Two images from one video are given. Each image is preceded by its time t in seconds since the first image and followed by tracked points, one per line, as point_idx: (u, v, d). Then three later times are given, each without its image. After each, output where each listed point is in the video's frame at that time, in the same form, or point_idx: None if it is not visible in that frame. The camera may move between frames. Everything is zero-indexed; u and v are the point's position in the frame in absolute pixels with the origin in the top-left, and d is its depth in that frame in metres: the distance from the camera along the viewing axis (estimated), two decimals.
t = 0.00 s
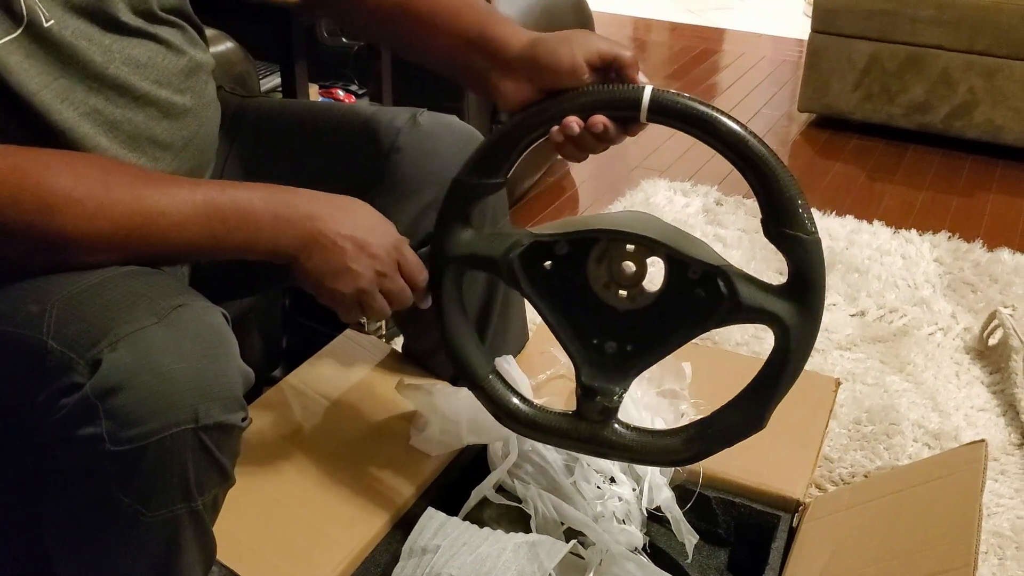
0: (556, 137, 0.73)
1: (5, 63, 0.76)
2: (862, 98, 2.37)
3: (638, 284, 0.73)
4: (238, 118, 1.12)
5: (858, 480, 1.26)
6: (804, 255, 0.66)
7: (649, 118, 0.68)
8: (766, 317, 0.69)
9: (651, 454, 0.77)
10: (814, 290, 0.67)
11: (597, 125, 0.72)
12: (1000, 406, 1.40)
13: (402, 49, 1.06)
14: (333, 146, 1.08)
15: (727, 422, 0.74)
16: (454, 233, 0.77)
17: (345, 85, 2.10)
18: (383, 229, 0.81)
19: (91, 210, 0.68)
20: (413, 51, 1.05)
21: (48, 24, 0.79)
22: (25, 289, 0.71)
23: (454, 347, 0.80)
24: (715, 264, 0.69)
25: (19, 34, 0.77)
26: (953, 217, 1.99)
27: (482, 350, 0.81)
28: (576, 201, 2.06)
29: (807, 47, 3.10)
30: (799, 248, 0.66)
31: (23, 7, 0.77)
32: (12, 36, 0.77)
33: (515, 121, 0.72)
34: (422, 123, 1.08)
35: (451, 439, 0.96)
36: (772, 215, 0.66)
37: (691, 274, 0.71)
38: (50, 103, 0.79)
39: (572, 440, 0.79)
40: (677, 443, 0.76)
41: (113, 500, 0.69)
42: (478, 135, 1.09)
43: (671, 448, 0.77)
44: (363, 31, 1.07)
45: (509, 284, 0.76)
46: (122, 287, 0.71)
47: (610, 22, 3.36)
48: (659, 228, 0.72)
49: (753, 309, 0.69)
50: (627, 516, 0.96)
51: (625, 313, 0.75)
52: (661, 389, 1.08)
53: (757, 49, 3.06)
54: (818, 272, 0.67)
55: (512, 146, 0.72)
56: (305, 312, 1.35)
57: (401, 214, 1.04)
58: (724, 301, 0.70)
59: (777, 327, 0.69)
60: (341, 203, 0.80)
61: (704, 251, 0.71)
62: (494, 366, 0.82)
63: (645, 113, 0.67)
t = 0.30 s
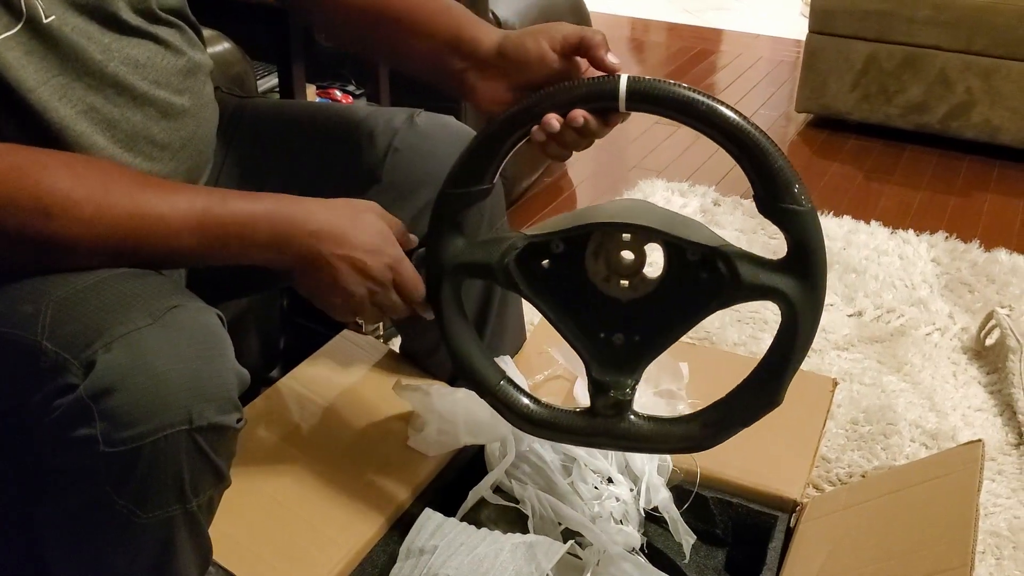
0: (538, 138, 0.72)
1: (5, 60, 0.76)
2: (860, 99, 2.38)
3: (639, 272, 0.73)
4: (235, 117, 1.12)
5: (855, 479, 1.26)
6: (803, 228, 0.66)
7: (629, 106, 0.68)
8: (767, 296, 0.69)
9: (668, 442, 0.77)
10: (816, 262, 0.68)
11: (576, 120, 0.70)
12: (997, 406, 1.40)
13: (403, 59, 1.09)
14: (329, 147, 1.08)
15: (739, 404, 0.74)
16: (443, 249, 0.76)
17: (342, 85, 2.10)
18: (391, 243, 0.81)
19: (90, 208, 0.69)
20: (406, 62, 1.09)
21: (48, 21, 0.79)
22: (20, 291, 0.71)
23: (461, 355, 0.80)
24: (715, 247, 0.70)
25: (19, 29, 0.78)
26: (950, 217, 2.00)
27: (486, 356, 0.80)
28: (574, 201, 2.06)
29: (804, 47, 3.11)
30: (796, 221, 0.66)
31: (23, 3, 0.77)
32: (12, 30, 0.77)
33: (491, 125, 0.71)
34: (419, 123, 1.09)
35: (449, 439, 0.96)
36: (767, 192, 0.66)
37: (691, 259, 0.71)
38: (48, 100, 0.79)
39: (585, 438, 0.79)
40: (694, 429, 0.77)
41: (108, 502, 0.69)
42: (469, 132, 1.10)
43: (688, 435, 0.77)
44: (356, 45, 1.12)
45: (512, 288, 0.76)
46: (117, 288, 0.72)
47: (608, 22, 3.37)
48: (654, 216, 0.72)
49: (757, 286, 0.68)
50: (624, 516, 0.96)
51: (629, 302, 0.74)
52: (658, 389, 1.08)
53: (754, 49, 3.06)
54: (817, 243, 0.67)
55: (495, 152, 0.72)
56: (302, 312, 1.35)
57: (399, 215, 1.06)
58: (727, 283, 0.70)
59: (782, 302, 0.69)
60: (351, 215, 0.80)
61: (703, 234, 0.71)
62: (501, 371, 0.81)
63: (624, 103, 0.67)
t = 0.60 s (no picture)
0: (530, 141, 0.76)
1: (5, 57, 0.77)
2: (857, 99, 2.38)
3: (630, 286, 0.74)
4: (234, 116, 1.12)
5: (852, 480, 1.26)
6: (794, 221, 0.68)
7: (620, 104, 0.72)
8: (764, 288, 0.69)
9: (670, 447, 0.76)
10: (808, 257, 0.69)
11: (568, 118, 0.76)
12: (994, 406, 1.40)
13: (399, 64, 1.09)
14: (326, 149, 1.08)
15: (740, 403, 0.74)
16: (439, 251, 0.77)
17: (339, 86, 2.11)
18: (393, 278, 0.81)
19: (77, 214, 0.70)
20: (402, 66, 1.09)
21: (48, 17, 0.81)
22: (17, 291, 0.71)
23: (454, 363, 0.78)
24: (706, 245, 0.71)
25: (20, 24, 0.79)
26: (947, 217, 2.00)
27: (480, 366, 0.79)
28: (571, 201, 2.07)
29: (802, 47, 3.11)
30: (787, 213, 0.68)
31: None
32: (13, 25, 0.78)
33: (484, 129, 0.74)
34: (417, 123, 1.07)
35: (446, 440, 0.96)
36: (758, 187, 0.68)
37: (681, 267, 0.71)
38: (46, 97, 0.80)
39: (581, 448, 0.77)
40: (695, 433, 0.75)
41: (102, 503, 0.69)
42: (467, 131, 1.10)
43: (690, 440, 0.75)
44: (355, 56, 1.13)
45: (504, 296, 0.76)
46: (112, 289, 0.72)
47: (605, 23, 3.37)
48: (643, 223, 0.73)
49: (751, 279, 0.69)
50: (621, 516, 0.95)
51: (621, 315, 0.75)
52: (655, 390, 1.08)
53: (752, 50, 3.07)
54: (808, 236, 0.69)
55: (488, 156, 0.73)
56: (300, 314, 1.36)
57: (396, 216, 1.06)
58: (719, 281, 0.70)
59: (776, 294, 0.69)
60: (353, 249, 0.79)
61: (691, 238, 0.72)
62: (495, 383, 0.79)
63: (615, 99, 0.72)
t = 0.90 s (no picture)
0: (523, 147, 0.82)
1: (4, 53, 0.77)
2: (853, 100, 2.38)
3: (625, 308, 0.77)
4: (232, 114, 1.13)
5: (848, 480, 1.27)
6: (774, 198, 0.72)
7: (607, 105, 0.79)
8: (760, 271, 0.71)
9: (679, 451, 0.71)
10: (797, 237, 0.72)
11: (557, 123, 0.84)
12: (990, 406, 1.40)
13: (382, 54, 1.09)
14: (322, 150, 1.09)
15: (750, 401, 0.71)
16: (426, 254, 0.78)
17: (336, 86, 2.11)
18: (375, 295, 0.80)
19: (73, 215, 0.70)
20: (392, 68, 1.10)
21: (49, 14, 0.80)
22: (13, 290, 0.72)
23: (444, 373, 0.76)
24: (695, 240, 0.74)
25: (19, 20, 0.79)
26: (943, 217, 2.00)
27: (473, 376, 0.76)
28: (567, 202, 2.07)
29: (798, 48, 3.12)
30: (773, 190, 0.73)
31: None
32: (12, 21, 0.78)
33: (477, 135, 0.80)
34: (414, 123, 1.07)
35: (442, 440, 0.95)
36: (743, 170, 0.74)
37: (674, 276, 0.75)
38: (42, 94, 0.80)
39: (582, 454, 0.73)
40: (705, 435, 0.71)
41: (98, 503, 0.69)
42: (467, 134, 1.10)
43: (700, 442, 0.71)
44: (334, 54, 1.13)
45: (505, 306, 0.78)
46: (107, 289, 0.72)
47: (602, 23, 3.38)
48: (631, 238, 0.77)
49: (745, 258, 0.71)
50: (618, 517, 0.95)
51: (618, 336, 0.77)
52: (652, 390, 1.08)
53: (748, 50, 3.07)
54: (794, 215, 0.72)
55: (482, 155, 0.79)
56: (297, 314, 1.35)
57: (390, 216, 1.06)
58: (715, 270, 0.73)
59: (772, 278, 0.71)
60: (334, 264, 0.78)
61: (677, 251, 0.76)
62: (489, 393, 0.76)
63: (600, 104, 0.80)
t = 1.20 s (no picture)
0: (518, 160, 0.88)
1: (2, 51, 0.77)
2: (850, 99, 2.39)
3: (610, 331, 0.78)
4: (227, 113, 1.12)
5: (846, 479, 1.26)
6: (758, 202, 0.77)
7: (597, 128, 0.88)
8: (745, 271, 0.74)
9: (668, 444, 0.66)
10: (780, 239, 0.75)
11: (551, 137, 0.90)
12: (988, 405, 1.40)
13: (382, 65, 1.08)
14: (319, 148, 1.09)
15: (743, 393, 0.68)
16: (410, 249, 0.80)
17: (333, 86, 2.11)
18: (367, 307, 0.78)
19: (69, 215, 0.70)
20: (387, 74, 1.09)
21: (48, 12, 0.80)
22: (8, 290, 0.71)
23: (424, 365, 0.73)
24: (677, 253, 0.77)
25: (18, 19, 0.79)
26: (940, 216, 2.00)
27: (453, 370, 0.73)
28: (564, 201, 2.07)
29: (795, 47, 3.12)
30: (755, 196, 0.77)
31: None
32: (11, 19, 0.78)
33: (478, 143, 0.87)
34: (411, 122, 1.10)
35: (440, 440, 0.95)
36: (723, 183, 0.79)
37: (660, 297, 0.77)
38: (36, 92, 0.80)
39: (564, 450, 0.67)
40: (697, 429, 0.67)
41: (94, 503, 0.69)
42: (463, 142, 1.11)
43: (692, 435, 0.66)
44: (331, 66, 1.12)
45: (489, 306, 0.78)
46: (103, 289, 0.72)
47: (599, 23, 3.38)
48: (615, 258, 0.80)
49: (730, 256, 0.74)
50: (615, 516, 0.94)
51: (601, 355, 0.75)
52: (649, 389, 1.08)
53: (746, 50, 3.07)
54: (775, 218, 0.76)
55: (482, 163, 0.85)
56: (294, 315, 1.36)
57: (388, 212, 1.07)
58: (699, 277, 0.75)
59: (759, 278, 0.73)
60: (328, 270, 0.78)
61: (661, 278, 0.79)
62: (468, 385, 0.72)
63: (591, 124, 0.88)
